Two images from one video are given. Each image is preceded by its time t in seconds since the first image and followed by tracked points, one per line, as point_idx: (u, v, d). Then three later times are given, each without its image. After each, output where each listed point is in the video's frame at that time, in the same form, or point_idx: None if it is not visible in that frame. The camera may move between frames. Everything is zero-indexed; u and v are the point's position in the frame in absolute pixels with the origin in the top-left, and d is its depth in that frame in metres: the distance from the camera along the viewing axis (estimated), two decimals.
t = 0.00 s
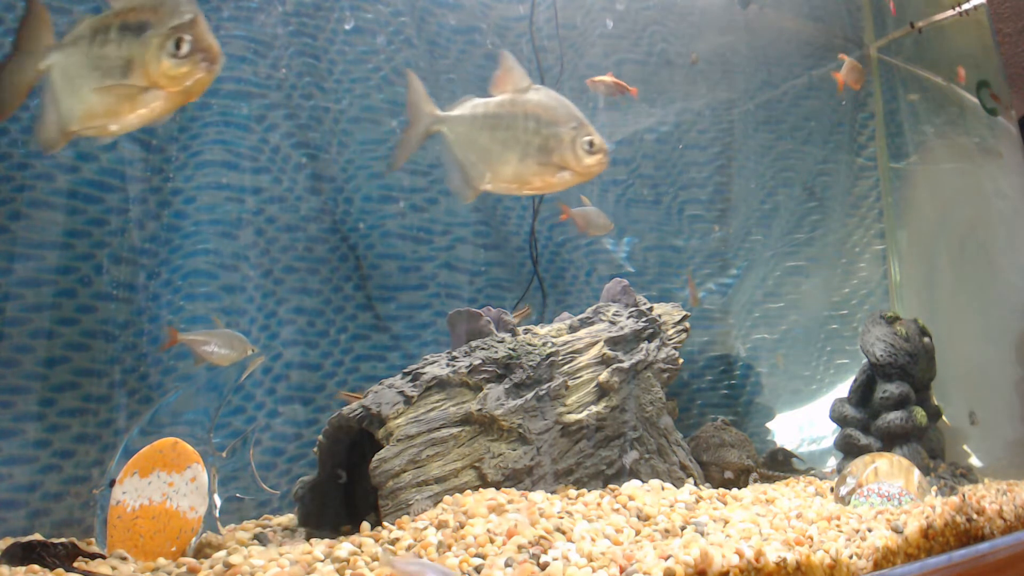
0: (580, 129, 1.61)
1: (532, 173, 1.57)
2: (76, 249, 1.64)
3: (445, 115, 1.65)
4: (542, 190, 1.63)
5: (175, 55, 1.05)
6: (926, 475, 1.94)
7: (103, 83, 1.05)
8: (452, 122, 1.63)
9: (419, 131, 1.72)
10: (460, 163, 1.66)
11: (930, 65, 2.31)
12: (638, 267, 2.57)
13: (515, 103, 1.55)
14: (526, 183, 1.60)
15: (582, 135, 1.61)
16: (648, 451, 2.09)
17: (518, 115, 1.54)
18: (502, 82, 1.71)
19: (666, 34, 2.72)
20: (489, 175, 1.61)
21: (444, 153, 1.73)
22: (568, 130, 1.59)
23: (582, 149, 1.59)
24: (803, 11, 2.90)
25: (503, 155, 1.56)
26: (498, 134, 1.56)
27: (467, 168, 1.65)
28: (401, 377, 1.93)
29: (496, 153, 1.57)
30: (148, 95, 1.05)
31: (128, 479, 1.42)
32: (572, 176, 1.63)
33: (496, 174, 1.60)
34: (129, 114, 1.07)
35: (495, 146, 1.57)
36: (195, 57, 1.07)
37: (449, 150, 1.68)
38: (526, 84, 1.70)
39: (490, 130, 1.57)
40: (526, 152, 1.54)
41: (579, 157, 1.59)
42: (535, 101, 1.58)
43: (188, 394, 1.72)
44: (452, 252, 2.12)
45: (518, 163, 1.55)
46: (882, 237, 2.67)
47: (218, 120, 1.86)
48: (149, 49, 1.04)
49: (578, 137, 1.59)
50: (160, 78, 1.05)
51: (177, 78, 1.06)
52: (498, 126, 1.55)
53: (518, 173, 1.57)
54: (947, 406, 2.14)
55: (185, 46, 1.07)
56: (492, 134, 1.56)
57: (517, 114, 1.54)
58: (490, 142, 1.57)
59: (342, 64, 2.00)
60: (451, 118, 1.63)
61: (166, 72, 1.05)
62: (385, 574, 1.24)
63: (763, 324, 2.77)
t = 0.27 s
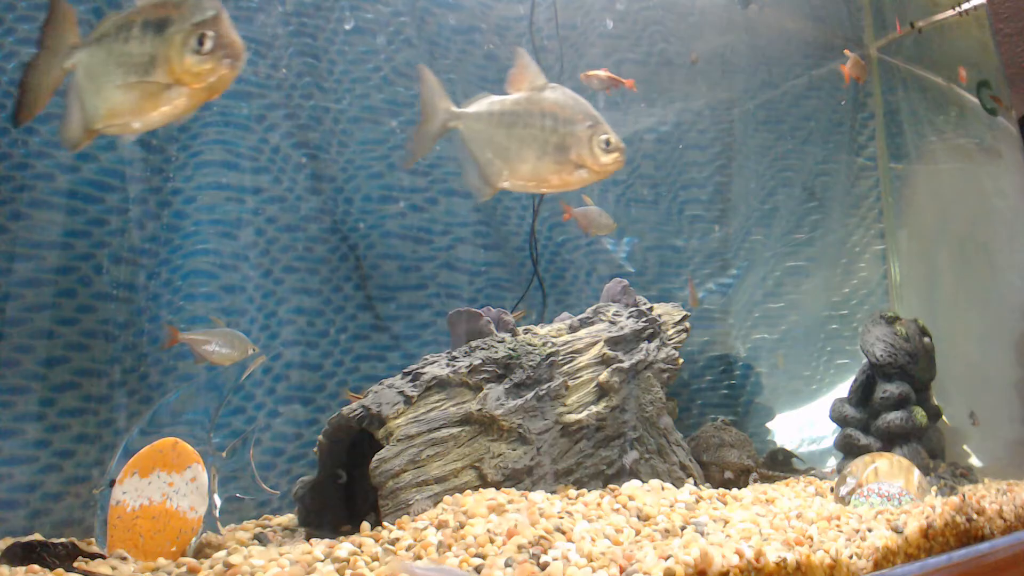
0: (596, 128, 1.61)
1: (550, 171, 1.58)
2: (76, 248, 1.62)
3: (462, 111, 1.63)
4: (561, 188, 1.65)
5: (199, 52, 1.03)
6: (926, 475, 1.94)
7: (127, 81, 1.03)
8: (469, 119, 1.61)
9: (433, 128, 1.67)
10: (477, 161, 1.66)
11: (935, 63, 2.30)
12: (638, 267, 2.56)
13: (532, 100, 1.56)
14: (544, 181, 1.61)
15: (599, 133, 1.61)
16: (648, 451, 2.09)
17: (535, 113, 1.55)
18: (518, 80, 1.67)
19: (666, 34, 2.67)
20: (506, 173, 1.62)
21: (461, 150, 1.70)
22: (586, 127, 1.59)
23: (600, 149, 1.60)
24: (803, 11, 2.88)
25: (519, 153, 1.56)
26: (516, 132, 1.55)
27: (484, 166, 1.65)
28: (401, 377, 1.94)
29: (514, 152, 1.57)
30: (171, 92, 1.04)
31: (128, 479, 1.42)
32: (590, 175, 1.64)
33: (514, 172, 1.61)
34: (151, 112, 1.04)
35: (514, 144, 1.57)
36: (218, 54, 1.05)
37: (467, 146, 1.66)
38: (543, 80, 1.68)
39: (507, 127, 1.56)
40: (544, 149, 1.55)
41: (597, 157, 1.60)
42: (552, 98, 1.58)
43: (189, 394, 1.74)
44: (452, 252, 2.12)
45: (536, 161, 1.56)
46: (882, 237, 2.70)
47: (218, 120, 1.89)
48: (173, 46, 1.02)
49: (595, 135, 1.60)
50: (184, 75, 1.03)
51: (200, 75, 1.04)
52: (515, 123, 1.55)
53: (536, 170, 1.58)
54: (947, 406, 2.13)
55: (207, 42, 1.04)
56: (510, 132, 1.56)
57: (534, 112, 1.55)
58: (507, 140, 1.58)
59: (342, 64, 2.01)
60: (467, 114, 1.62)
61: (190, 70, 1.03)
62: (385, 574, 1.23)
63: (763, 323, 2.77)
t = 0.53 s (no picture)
0: (621, 127, 1.75)
1: (575, 167, 1.71)
2: (77, 248, 1.62)
3: (489, 108, 1.78)
4: (587, 185, 1.78)
5: (233, 46, 1.09)
6: (926, 475, 1.96)
7: (161, 75, 1.10)
8: (496, 116, 1.76)
9: (460, 124, 1.86)
10: (505, 157, 1.81)
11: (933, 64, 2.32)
12: (638, 267, 2.54)
13: (558, 98, 1.69)
14: (571, 177, 1.74)
15: (624, 132, 1.75)
16: (648, 450, 2.09)
17: (561, 110, 1.68)
18: (543, 78, 1.85)
19: (666, 34, 2.68)
20: (534, 169, 1.75)
21: (487, 146, 1.86)
22: (612, 126, 1.73)
23: (624, 148, 1.72)
24: (803, 11, 2.86)
25: (548, 149, 1.70)
26: (543, 129, 1.69)
27: (512, 161, 1.79)
28: (401, 378, 1.94)
29: (541, 148, 1.71)
30: (206, 86, 1.10)
31: (128, 479, 1.41)
32: (615, 172, 1.77)
33: (541, 168, 1.74)
34: (185, 106, 1.12)
35: (541, 140, 1.70)
36: (253, 48, 1.11)
37: (492, 141, 1.82)
38: (568, 78, 1.83)
39: (535, 124, 1.70)
40: (569, 146, 1.68)
41: (620, 155, 1.74)
42: (578, 97, 1.71)
43: (188, 393, 1.75)
44: (452, 252, 2.11)
45: (562, 157, 1.69)
46: (881, 237, 2.72)
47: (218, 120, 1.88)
48: (207, 40, 1.08)
49: (621, 134, 1.73)
50: (217, 69, 1.09)
51: (234, 68, 1.10)
52: (542, 120, 1.69)
53: (562, 167, 1.71)
54: (947, 406, 2.14)
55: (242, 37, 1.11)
56: (537, 128, 1.70)
57: (560, 109, 1.68)
58: (535, 136, 1.71)
59: (342, 63, 2.01)
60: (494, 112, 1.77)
61: (226, 65, 1.10)
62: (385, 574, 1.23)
63: (763, 323, 2.75)
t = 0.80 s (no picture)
0: (641, 138, 1.71)
1: (597, 171, 1.66)
2: (77, 248, 1.64)
3: (511, 101, 1.72)
4: (605, 190, 1.73)
5: (268, 45, 1.03)
6: (926, 475, 1.96)
7: (186, 69, 1.03)
8: (521, 106, 1.70)
9: (484, 116, 1.80)
10: (527, 152, 1.75)
11: (932, 64, 2.32)
12: (638, 267, 2.56)
13: (585, 97, 1.65)
14: (590, 181, 1.69)
15: (645, 143, 1.71)
16: (648, 451, 2.09)
17: (586, 112, 1.64)
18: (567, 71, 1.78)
19: (666, 34, 2.67)
20: (554, 167, 1.70)
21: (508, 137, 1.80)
22: (636, 136, 1.70)
23: (645, 158, 1.68)
24: (804, 11, 2.84)
25: (571, 150, 1.65)
26: (568, 128, 1.65)
27: (533, 156, 1.73)
28: (401, 378, 1.95)
29: (564, 147, 1.66)
30: (236, 82, 1.04)
31: (128, 479, 1.41)
32: (634, 182, 1.72)
33: (561, 167, 1.69)
34: (212, 100, 1.05)
35: (564, 139, 1.65)
36: (289, 49, 1.05)
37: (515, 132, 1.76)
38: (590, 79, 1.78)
39: (560, 122, 1.65)
40: (593, 149, 1.63)
41: (641, 164, 1.69)
42: (604, 101, 1.67)
43: (189, 394, 1.73)
44: (452, 252, 2.12)
45: (585, 159, 1.64)
46: (881, 237, 2.72)
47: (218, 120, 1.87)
48: (238, 35, 1.02)
49: (642, 144, 1.70)
50: (250, 67, 1.03)
51: (267, 67, 1.04)
52: (566, 119, 1.64)
53: (584, 168, 1.66)
54: (947, 406, 2.18)
55: (276, 32, 1.04)
56: (561, 126, 1.65)
57: (585, 110, 1.64)
58: (558, 134, 1.66)
59: (342, 63, 1.96)
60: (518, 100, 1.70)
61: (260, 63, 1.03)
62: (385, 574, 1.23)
63: (763, 323, 2.73)
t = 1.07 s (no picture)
0: (653, 144, 1.77)
1: (612, 177, 1.72)
2: (77, 248, 1.66)
3: (530, 103, 1.77)
4: (620, 196, 1.78)
5: (297, 46, 0.99)
6: (926, 475, 1.96)
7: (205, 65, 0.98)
8: (538, 113, 1.76)
9: (502, 115, 1.81)
10: (544, 158, 1.79)
11: (929, 63, 2.34)
12: (638, 267, 2.56)
13: (600, 104, 1.71)
14: (606, 186, 1.75)
15: (657, 150, 1.77)
16: (648, 451, 2.09)
17: (602, 118, 1.70)
18: (580, 79, 1.89)
19: (666, 34, 2.67)
20: (571, 172, 1.75)
21: (525, 137, 1.84)
22: (649, 142, 1.77)
23: (658, 163, 1.74)
24: (804, 10, 2.83)
25: (589, 156, 1.71)
26: (584, 135, 1.71)
27: (550, 160, 1.78)
28: (401, 378, 1.95)
29: (581, 154, 1.72)
30: (260, 81, 1.00)
31: (128, 479, 1.41)
32: (648, 188, 1.78)
33: (578, 173, 1.75)
34: (233, 97, 1.01)
35: (581, 146, 1.72)
36: (317, 51, 1.02)
37: (532, 137, 1.80)
38: (602, 86, 1.89)
39: (576, 129, 1.72)
40: (608, 155, 1.69)
41: (654, 169, 1.75)
42: (618, 107, 1.74)
43: (187, 393, 1.70)
44: (452, 252, 2.13)
45: (602, 165, 1.71)
46: (881, 237, 2.71)
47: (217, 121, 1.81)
48: (264, 34, 0.98)
49: (655, 150, 1.76)
50: (277, 67, 0.99)
51: (294, 68, 1.00)
52: (583, 125, 1.71)
53: (600, 174, 1.72)
54: (947, 407, 2.17)
55: (303, 31, 1.00)
56: (578, 133, 1.72)
57: (601, 116, 1.70)
58: (575, 141, 1.72)
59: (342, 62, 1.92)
60: (536, 106, 1.76)
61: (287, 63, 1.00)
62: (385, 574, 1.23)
63: (763, 323, 2.73)
